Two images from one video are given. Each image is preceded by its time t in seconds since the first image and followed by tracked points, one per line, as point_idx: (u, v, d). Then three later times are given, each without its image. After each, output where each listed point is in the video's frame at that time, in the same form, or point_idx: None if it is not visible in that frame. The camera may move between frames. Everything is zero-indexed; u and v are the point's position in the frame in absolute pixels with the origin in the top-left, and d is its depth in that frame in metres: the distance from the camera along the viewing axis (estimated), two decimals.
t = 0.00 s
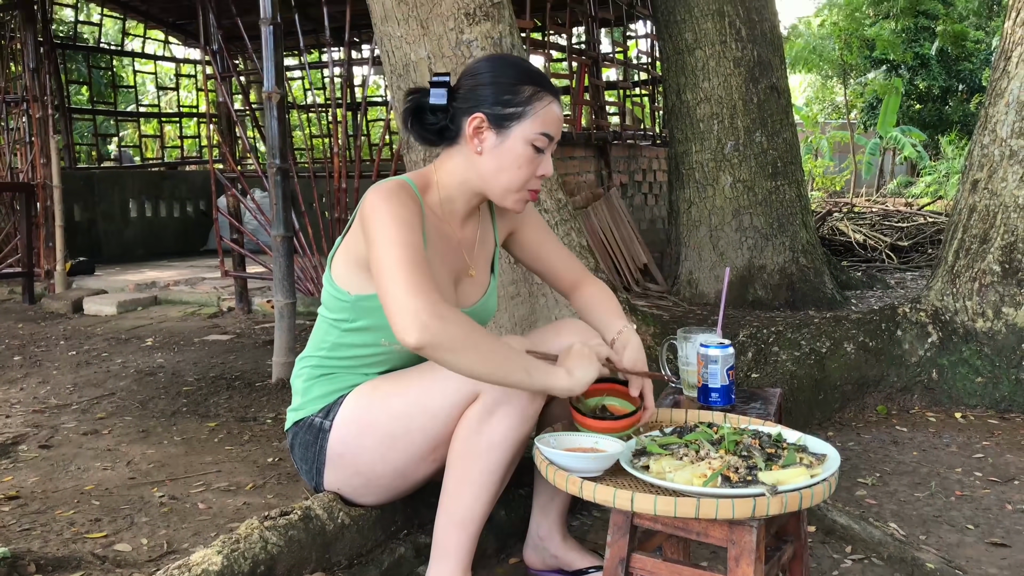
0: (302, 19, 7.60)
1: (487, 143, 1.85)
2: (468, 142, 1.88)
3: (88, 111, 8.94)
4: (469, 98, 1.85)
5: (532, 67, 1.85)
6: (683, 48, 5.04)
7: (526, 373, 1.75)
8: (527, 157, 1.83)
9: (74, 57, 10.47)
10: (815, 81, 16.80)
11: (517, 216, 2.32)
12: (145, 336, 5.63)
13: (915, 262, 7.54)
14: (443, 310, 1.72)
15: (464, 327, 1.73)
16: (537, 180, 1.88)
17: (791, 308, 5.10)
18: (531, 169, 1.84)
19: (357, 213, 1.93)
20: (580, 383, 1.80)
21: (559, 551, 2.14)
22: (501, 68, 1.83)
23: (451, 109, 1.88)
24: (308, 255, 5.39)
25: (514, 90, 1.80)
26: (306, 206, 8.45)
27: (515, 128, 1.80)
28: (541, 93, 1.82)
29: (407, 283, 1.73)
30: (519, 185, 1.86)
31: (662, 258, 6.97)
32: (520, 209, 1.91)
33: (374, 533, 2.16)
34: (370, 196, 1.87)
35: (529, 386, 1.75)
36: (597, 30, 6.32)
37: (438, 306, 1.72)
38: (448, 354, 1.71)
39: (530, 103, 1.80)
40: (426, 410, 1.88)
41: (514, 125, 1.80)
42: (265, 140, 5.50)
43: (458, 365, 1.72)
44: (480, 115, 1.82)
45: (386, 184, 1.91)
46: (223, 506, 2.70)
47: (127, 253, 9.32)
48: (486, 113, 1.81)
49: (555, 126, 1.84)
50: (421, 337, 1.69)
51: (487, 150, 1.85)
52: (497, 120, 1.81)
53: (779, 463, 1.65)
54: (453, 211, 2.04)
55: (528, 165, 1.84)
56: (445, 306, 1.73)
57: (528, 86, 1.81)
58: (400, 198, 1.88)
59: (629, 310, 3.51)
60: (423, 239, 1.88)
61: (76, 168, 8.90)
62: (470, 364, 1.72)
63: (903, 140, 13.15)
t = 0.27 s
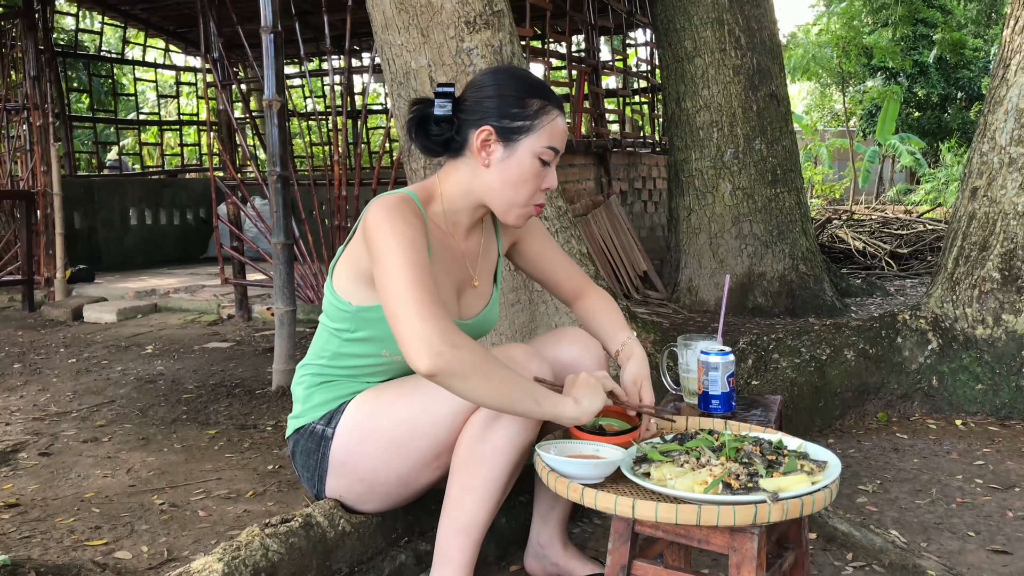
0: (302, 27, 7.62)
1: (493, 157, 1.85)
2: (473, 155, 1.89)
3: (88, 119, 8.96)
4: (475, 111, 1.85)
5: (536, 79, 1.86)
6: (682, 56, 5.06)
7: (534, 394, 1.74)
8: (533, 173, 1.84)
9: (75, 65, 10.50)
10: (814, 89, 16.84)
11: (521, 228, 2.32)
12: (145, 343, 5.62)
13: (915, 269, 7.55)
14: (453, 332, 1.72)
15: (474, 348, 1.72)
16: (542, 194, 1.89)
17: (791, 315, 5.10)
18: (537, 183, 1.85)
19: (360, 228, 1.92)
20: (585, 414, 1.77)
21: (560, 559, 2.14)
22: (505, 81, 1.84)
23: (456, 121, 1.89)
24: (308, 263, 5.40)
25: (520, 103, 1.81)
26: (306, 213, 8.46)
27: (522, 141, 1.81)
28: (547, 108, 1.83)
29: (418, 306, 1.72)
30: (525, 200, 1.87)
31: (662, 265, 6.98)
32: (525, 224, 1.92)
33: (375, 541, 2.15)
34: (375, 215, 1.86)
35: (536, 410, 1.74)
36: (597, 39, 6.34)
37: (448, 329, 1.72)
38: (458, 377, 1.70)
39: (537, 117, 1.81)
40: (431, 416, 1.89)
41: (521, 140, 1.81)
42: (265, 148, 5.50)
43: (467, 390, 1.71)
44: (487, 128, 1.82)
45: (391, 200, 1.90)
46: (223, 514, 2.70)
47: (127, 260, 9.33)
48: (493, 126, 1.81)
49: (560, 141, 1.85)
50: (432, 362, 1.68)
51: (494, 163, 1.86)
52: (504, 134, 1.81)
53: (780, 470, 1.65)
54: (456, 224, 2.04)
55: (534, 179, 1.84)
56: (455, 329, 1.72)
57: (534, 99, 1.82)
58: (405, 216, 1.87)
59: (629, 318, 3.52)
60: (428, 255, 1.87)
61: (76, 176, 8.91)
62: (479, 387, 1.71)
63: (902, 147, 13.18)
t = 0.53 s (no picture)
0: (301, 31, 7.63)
1: (496, 161, 1.85)
2: (475, 158, 1.89)
3: (88, 123, 8.96)
4: (476, 114, 1.85)
5: (537, 83, 1.85)
6: (682, 60, 5.09)
7: (538, 398, 1.74)
8: (536, 177, 1.84)
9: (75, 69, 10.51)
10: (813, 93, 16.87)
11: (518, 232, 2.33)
12: (145, 347, 5.62)
13: (914, 273, 7.56)
14: (458, 336, 1.72)
15: (479, 352, 1.72)
16: (542, 197, 1.89)
17: (790, 319, 5.10)
18: (538, 186, 1.85)
19: (362, 232, 1.92)
20: (589, 421, 1.76)
21: (559, 562, 2.14)
22: (507, 85, 1.83)
23: (458, 124, 1.89)
24: (308, 266, 5.40)
25: (522, 107, 1.80)
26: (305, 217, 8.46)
27: (524, 145, 1.81)
28: (549, 110, 1.83)
29: (423, 311, 1.71)
30: (527, 204, 1.87)
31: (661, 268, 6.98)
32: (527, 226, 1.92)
33: (374, 543, 2.15)
34: (378, 219, 1.86)
35: (540, 414, 1.73)
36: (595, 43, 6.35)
37: (453, 333, 1.71)
38: (463, 382, 1.70)
39: (539, 120, 1.81)
40: (434, 418, 1.89)
41: (523, 143, 1.81)
42: (265, 152, 5.48)
43: (472, 394, 1.71)
44: (489, 132, 1.82)
45: (393, 204, 1.90)
46: (223, 517, 2.69)
47: (126, 264, 9.33)
48: (495, 129, 1.81)
49: (561, 144, 1.85)
50: (437, 367, 1.68)
51: (495, 167, 1.86)
52: (506, 137, 1.81)
53: (779, 472, 1.65)
54: (457, 228, 2.04)
55: (536, 182, 1.84)
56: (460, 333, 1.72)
57: (536, 103, 1.81)
58: (408, 220, 1.87)
59: (628, 321, 3.52)
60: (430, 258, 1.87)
61: (75, 180, 8.91)
62: (484, 391, 1.71)
63: (901, 151, 13.20)
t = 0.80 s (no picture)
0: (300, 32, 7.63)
1: (495, 159, 1.86)
2: (474, 157, 1.89)
3: (87, 124, 8.96)
4: (476, 113, 1.85)
5: (537, 82, 1.86)
6: (680, 61, 5.09)
7: (537, 396, 1.74)
8: (535, 175, 1.84)
9: (74, 70, 10.50)
10: (811, 94, 16.88)
11: (518, 231, 2.33)
12: (143, 348, 5.62)
13: (913, 274, 7.56)
14: (457, 334, 1.71)
15: (477, 350, 1.72)
16: (541, 195, 1.89)
17: (789, 320, 5.09)
18: (537, 184, 1.85)
19: (361, 229, 1.91)
20: (585, 420, 1.77)
21: (559, 563, 2.13)
22: (506, 84, 1.83)
23: (458, 122, 1.89)
24: (307, 267, 5.40)
25: (522, 106, 1.80)
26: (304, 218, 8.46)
27: (524, 144, 1.81)
28: (548, 109, 1.83)
29: (422, 308, 1.71)
30: (526, 202, 1.88)
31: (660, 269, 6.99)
32: (525, 225, 1.93)
33: (373, 544, 2.15)
34: (378, 217, 1.85)
35: (538, 412, 1.74)
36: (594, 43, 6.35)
37: (452, 331, 1.71)
38: (462, 379, 1.70)
39: (538, 120, 1.81)
40: (436, 419, 1.89)
41: (522, 142, 1.81)
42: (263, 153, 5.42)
43: (471, 392, 1.71)
44: (488, 130, 1.82)
45: (392, 203, 1.90)
46: (221, 518, 2.69)
47: (125, 265, 9.32)
48: (495, 127, 1.81)
49: (560, 143, 1.86)
50: (436, 365, 1.68)
51: (495, 165, 1.86)
52: (506, 136, 1.81)
53: (779, 472, 1.64)
54: (455, 227, 2.04)
55: (535, 182, 1.85)
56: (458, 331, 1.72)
57: (536, 102, 1.82)
58: (408, 219, 1.86)
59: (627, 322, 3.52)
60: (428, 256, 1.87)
61: (74, 181, 8.90)
62: (483, 389, 1.71)
63: (899, 152, 13.21)
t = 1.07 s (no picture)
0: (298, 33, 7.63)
1: (491, 160, 1.86)
2: (470, 157, 1.89)
3: (85, 125, 8.95)
4: (473, 113, 1.85)
5: (535, 83, 1.86)
6: (679, 62, 5.09)
7: (533, 394, 1.75)
8: (531, 176, 1.84)
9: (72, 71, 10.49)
10: (810, 95, 16.90)
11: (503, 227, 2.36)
12: (142, 349, 5.61)
13: (911, 274, 7.57)
14: (453, 332, 1.72)
15: (473, 349, 1.72)
16: (537, 196, 1.89)
17: (787, 320, 5.09)
18: (532, 185, 1.85)
19: (358, 229, 1.91)
20: (581, 418, 1.77)
21: (558, 563, 2.13)
22: (503, 85, 1.84)
23: (455, 122, 1.89)
24: (305, 268, 5.40)
25: (518, 107, 1.81)
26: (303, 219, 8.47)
27: (519, 145, 1.81)
28: (544, 111, 1.83)
29: (417, 307, 1.71)
30: (521, 203, 1.88)
31: (659, 270, 6.99)
32: (521, 226, 1.93)
33: (372, 545, 2.15)
34: (375, 217, 1.86)
35: (534, 409, 1.74)
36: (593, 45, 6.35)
37: (447, 329, 1.71)
38: (458, 377, 1.71)
39: (534, 121, 1.81)
40: (436, 420, 1.89)
41: (519, 143, 1.81)
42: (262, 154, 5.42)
43: (467, 390, 1.71)
44: (484, 131, 1.83)
45: (389, 202, 1.90)
46: (220, 519, 2.69)
47: (123, 266, 9.31)
48: (490, 128, 1.82)
49: (556, 144, 1.86)
50: (432, 363, 1.69)
51: (491, 165, 1.86)
52: (501, 137, 1.81)
53: (778, 472, 1.65)
54: (452, 226, 2.04)
55: (531, 182, 1.85)
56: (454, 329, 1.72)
57: (532, 103, 1.82)
58: (404, 218, 1.87)
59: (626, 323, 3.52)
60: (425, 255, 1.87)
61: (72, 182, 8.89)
62: (479, 387, 1.71)
63: (898, 153, 13.23)
